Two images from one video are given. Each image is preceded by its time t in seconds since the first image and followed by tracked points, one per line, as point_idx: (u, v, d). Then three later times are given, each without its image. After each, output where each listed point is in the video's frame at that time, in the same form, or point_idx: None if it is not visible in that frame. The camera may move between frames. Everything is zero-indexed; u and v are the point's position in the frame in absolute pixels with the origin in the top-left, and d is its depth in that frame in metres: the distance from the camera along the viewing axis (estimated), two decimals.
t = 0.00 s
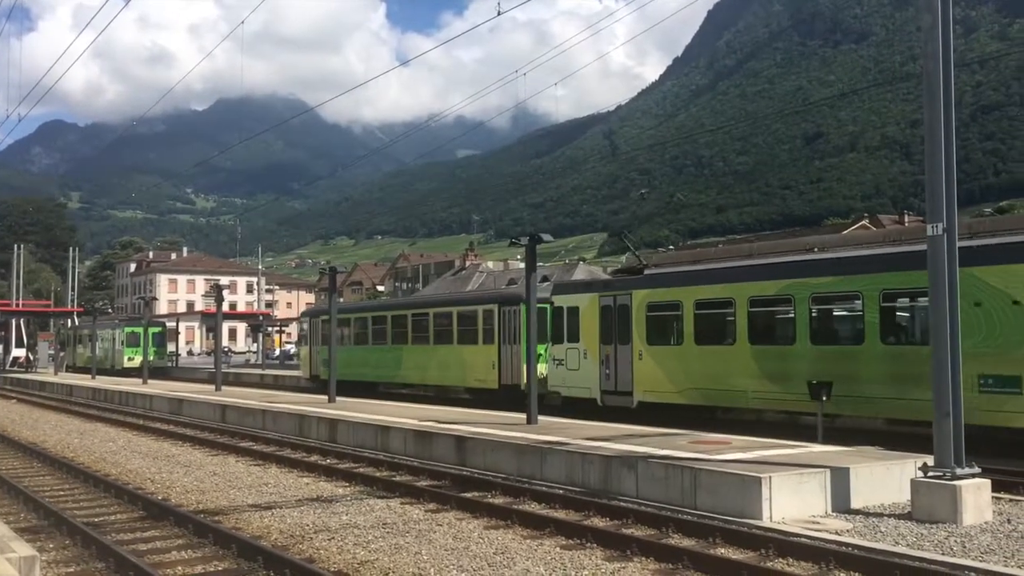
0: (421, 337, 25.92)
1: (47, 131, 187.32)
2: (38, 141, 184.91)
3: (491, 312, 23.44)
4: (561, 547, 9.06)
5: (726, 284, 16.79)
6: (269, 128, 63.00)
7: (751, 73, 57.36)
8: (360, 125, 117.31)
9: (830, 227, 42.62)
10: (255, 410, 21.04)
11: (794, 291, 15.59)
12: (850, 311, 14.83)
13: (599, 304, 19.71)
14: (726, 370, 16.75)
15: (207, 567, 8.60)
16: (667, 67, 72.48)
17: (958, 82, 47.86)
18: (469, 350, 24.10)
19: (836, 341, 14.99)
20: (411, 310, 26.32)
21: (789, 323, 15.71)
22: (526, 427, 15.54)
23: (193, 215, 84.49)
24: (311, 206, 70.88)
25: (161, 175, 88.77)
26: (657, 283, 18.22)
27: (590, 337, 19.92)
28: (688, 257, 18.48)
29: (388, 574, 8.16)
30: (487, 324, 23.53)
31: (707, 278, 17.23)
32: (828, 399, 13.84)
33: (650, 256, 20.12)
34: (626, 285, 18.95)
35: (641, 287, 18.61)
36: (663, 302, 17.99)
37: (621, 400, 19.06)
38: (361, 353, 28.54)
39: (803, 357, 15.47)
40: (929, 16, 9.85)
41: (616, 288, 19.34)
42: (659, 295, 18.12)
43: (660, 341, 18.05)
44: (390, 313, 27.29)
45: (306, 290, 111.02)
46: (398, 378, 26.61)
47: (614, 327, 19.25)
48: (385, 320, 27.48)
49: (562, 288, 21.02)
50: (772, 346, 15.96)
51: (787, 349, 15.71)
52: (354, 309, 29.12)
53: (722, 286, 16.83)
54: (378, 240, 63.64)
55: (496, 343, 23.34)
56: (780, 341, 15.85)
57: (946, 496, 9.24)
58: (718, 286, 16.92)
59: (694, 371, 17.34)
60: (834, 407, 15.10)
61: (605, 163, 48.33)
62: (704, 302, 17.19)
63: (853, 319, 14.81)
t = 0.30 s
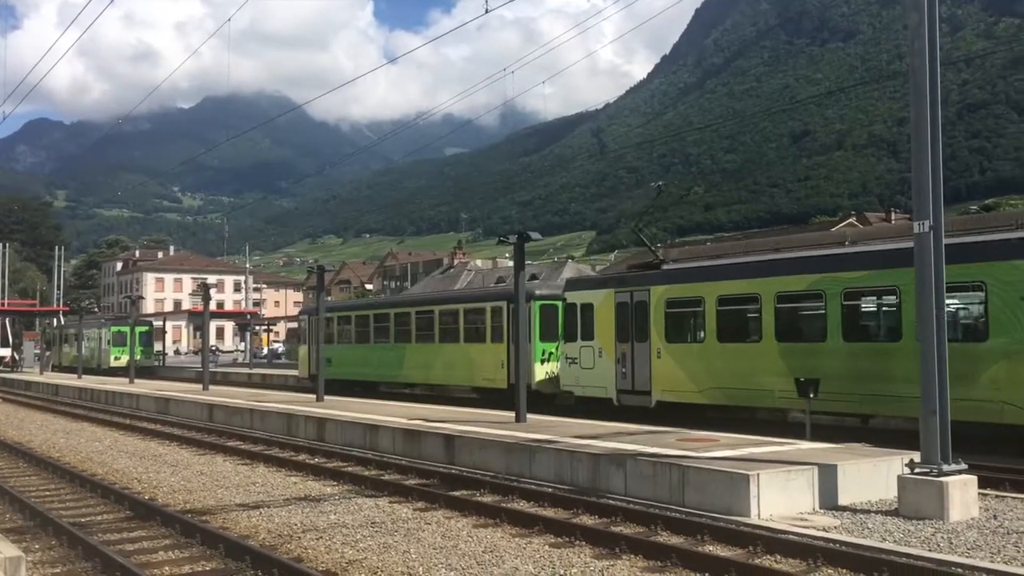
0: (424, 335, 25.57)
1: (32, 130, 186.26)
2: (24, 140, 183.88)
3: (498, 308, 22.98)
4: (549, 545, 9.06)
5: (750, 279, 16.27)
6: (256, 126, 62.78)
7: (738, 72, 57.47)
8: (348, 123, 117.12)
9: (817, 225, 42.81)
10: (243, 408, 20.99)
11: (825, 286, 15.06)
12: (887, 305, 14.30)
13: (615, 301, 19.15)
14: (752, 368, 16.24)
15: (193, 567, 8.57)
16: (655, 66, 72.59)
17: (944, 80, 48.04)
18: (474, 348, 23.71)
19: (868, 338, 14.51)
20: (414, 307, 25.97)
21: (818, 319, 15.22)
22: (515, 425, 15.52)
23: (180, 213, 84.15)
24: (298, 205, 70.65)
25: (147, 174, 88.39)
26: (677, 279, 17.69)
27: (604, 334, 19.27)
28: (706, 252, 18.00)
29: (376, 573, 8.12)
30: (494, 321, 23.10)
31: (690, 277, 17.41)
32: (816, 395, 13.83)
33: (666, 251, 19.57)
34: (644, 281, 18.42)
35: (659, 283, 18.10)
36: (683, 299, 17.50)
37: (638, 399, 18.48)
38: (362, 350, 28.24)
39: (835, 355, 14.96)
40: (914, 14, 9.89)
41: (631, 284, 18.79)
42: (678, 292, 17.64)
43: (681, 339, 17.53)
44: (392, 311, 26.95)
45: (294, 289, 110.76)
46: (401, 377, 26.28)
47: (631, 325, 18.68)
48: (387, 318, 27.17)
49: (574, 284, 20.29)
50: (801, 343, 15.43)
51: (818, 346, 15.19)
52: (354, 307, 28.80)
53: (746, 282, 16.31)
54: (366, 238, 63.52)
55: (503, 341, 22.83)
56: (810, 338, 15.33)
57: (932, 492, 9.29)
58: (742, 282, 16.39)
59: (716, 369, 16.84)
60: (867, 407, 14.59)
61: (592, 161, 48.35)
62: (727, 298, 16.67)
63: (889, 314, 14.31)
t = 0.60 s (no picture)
0: (426, 332, 25.04)
1: (13, 127, 185.00)
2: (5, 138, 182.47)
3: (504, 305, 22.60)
4: (535, 542, 9.07)
5: (776, 274, 15.92)
6: (239, 123, 62.48)
7: (723, 70, 57.65)
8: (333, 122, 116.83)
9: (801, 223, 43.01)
10: (228, 408, 20.88)
11: (856, 281, 14.71)
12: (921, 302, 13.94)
13: (630, 296, 18.86)
14: (778, 366, 15.90)
15: (177, 567, 8.54)
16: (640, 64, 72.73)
17: (926, 79, 48.32)
18: (480, 346, 23.19)
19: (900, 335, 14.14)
20: (416, 304, 25.34)
21: (850, 314, 14.83)
22: (500, 423, 15.53)
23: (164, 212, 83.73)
24: (283, 204, 70.43)
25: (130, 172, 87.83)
26: (696, 274, 17.36)
27: (618, 332, 19.01)
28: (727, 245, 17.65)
29: (361, 573, 8.09)
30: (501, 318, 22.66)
31: (698, 273, 17.30)
32: (801, 392, 13.98)
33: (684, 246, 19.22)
34: (661, 276, 18.09)
35: (677, 278, 17.78)
36: (703, 294, 17.17)
37: (655, 399, 18.18)
38: (364, 347, 27.67)
39: (867, 352, 14.55)
40: (898, 13, 9.93)
41: (648, 279, 18.47)
42: (698, 287, 17.28)
43: (700, 336, 17.22)
44: (393, 308, 26.38)
45: (279, 287, 110.46)
46: (403, 375, 25.74)
47: (648, 322, 18.40)
48: (387, 316, 26.65)
49: (585, 280, 20.09)
50: (830, 339, 15.08)
51: (848, 343, 14.82)
52: (353, 304, 28.23)
53: (770, 277, 15.98)
54: (351, 237, 63.33)
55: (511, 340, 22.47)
56: (839, 334, 14.97)
57: (914, 487, 9.37)
58: (767, 277, 16.04)
59: (738, 367, 16.54)
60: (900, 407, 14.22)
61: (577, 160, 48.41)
62: (750, 293, 16.34)
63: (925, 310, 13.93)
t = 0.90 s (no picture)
0: (427, 331, 24.39)
1: None
2: None
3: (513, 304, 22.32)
4: (519, 541, 9.06)
5: (801, 270, 15.45)
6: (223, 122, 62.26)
7: (707, 69, 57.87)
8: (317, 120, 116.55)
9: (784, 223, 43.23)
10: (211, 407, 20.76)
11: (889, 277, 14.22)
12: (961, 299, 13.41)
13: (644, 293, 18.35)
14: (803, 365, 15.46)
15: (159, 567, 8.50)
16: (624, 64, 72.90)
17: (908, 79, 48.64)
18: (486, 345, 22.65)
19: (935, 333, 13.69)
20: (416, 303, 24.65)
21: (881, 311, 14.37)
22: (484, 422, 15.52)
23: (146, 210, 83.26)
24: (266, 203, 70.19)
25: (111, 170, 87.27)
26: (714, 270, 16.88)
27: (632, 330, 18.53)
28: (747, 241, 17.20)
29: (345, 572, 8.07)
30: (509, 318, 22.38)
31: (717, 269, 16.82)
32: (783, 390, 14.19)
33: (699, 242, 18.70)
34: (677, 273, 17.59)
35: (692, 275, 17.30)
36: (723, 291, 16.68)
37: (672, 399, 17.71)
38: (361, 345, 27.02)
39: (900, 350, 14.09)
40: (880, 13, 9.99)
41: (662, 275, 17.95)
42: (718, 284, 16.80)
43: (720, 334, 16.74)
44: (391, 306, 25.68)
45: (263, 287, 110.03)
46: (403, 375, 25.07)
47: (664, 320, 17.90)
48: (386, 314, 25.94)
49: (596, 277, 19.59)
50: (860, 337, 14.64)
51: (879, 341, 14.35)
52: (350, 302, 27.52)
53: (795, 273, 15.53)
54: (335, 235, 63.14)
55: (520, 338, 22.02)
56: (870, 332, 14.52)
57: (897, 485, 9.42)
58: (791, 273, 15.59)
59: (762, 367, 16.07)
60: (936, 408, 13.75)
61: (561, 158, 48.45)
62: (774, 290, 15.87)
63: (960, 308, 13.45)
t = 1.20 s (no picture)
0: (430, 331, 23.67)
1: None
2: None
3: (520, 302, 21.17)
4: (504, 541, 9.06)
5: (831, 267, 14.98)
6: (207, 121, 62.01)
7: (691, 70, 58.14)
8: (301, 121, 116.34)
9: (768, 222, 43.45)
10: (194, 408, 20.67)
11: (924, 275, 13.73)
12: (997, 295, 12.97)
13: (662, 291, 17.86)
14: (835, 365, 15.00)
15: (141, 568, 8.46)
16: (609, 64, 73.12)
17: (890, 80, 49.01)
18: (492, 345, 21.68)
19: (975, 331, 13.17)
20: (420, 301, 23.94)
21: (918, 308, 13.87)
22: (468, 422, 15.51)
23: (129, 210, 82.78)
24: (249, 204, 69.89)
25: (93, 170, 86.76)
26: (737, 268, 16.41)
27: (649, 329, 18.08)
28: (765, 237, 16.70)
29: (330, 573, 8.04)
30: (515, 315, 21.23)
31: (740, 265, 16.34)
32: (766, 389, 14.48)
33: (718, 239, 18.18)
34: (698, 270, 17.12)
35: (714, 273, 16.85)
36: (745, 288, 16.23)
37: (692, 401, 17.20)
38: (362, 344, 26.25)
39: (937, 350, 13.59)
40: (862, 13, 10.03)
41: (682, 272, 17.49)
42: (741, 282, 16.34)
43: (742, 333, 16.28)
44: (393, 306, 24.94)
45: (247, 287, 109.60)
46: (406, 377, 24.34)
47: (682, 319, 17.42)
48: (388, 313, 25.17)
49: (611, 275, 19.26)
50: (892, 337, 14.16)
51: (912, 341, 13.86)
52: (350, 302, 26.70)
53: (825, 269, 15.06)
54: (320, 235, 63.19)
55: (527, 337, 20.96)
56: (902, 332, 14.04)
57: (879, 483, 9.47)
58: (821, 270, 15.11)
59: (788, 368, 15.60)
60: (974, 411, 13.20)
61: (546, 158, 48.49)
62: (802, 287, 15.40)
63: (999, 306, 12.97)
